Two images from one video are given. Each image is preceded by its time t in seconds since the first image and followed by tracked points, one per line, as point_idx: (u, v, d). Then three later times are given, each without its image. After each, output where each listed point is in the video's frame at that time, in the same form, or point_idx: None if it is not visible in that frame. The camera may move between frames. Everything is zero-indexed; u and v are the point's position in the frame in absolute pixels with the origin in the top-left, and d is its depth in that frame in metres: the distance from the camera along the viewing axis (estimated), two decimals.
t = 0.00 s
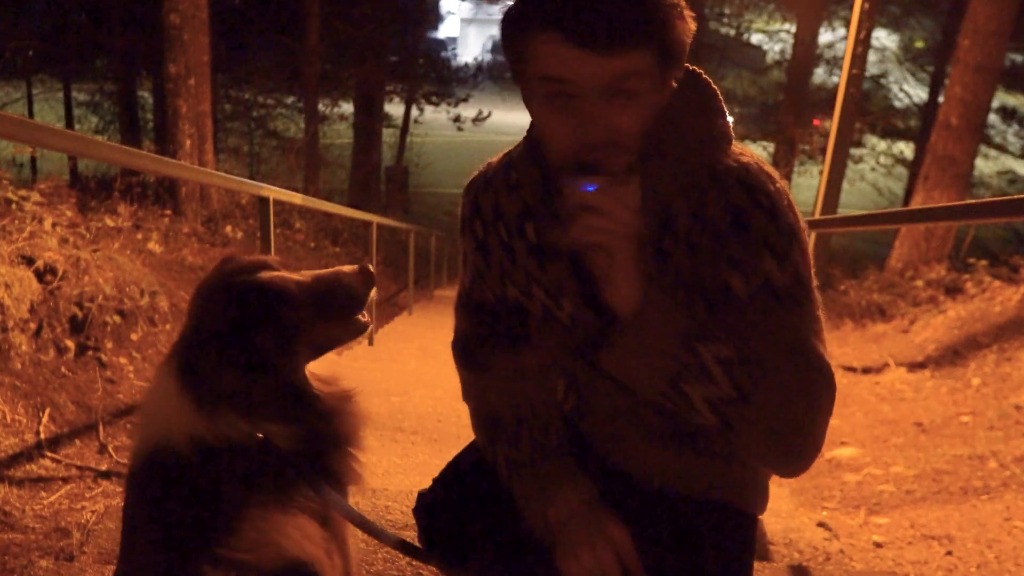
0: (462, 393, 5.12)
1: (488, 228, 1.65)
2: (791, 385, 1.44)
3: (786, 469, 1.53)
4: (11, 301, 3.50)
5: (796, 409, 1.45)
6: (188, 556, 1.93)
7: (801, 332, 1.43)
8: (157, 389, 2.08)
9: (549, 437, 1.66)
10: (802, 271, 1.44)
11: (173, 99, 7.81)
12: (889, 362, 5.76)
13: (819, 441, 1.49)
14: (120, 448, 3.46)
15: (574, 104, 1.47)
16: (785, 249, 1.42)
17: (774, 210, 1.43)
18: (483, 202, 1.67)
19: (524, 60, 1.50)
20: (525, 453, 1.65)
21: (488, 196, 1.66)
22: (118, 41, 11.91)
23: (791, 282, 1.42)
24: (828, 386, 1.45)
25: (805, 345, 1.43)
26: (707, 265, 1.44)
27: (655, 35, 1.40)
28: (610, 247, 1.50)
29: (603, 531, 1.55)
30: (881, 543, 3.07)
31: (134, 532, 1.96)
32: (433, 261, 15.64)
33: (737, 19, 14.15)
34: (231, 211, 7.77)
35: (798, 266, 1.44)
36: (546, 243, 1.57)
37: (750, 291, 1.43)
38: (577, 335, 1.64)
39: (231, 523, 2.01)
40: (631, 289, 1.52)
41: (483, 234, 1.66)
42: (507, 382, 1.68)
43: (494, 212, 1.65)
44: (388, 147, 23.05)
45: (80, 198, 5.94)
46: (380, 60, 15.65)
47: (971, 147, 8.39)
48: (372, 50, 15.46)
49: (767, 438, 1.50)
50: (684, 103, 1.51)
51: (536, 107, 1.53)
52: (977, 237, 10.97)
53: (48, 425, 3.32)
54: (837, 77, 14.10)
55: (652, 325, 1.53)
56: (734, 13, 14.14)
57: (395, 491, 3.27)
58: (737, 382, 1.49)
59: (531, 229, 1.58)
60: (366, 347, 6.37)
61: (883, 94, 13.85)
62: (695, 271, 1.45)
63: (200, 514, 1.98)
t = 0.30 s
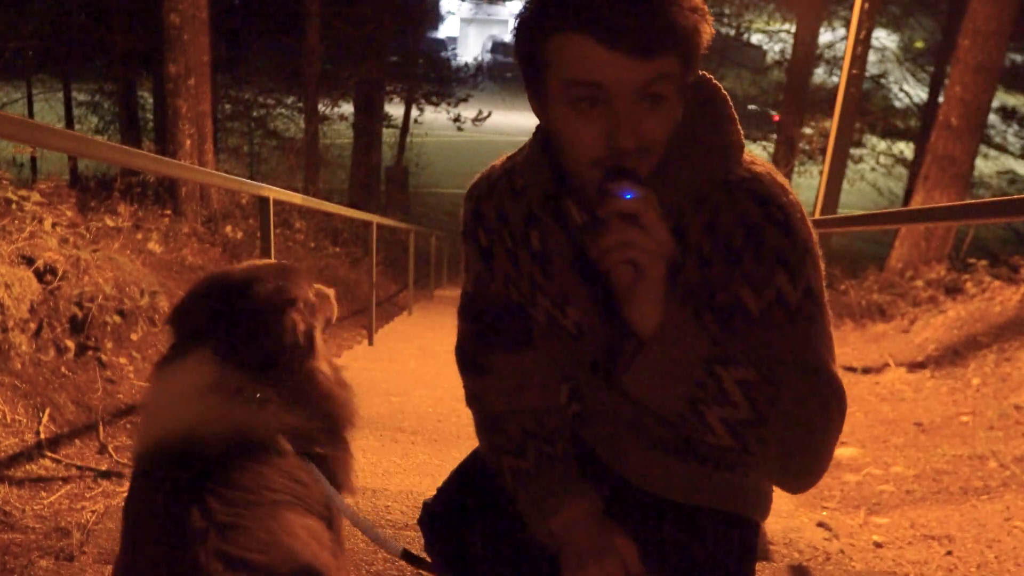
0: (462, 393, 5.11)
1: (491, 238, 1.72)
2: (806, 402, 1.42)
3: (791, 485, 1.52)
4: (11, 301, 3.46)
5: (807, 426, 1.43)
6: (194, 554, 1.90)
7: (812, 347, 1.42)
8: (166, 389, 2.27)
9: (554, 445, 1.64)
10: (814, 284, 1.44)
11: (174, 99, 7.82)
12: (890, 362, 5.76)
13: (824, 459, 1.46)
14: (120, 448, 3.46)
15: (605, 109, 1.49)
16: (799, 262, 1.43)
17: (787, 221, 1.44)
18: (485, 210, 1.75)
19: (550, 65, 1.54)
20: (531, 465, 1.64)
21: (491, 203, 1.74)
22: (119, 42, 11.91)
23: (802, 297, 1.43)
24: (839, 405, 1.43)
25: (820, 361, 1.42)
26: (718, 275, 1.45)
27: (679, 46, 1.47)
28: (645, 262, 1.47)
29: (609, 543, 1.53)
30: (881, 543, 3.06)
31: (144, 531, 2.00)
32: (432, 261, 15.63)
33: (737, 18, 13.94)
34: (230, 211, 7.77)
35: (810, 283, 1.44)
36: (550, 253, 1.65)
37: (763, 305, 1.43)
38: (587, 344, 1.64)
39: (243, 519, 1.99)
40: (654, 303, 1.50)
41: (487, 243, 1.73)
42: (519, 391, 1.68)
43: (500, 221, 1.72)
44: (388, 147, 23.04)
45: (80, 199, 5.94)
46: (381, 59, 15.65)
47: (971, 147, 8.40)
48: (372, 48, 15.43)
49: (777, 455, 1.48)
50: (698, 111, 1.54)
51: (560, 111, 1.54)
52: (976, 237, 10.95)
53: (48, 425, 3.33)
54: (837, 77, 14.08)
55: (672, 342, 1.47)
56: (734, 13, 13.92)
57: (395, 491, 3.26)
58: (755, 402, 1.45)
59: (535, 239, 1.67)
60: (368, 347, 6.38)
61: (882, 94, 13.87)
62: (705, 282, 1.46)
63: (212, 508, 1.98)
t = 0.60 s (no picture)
0: (462, 392, 5.12)
1: (501, 239, 1.73)
2: (818, 411, 1.52)
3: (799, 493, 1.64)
4: (11, 301, 3.48)
5: (817, 434, 1.53)
6: (191, 552, 1.89)
7: (827, 358, 1.52)
8: (170, 385, 2.43)
9: (556, 454, 1.71)
10: (827, 296, 1.53)
11: (174, 99, 7.82)
12: (890, 362, 5.76)
13: (835, 466, 1.58)
14: (120, 448, 3.46)
15: (605, 114, 1.48)
16: (812, 273, 1.51)
17: (802, 234, 1.52)
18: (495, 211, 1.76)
19: (557, 68, 1.53)
20: (532, 471, 1.71)
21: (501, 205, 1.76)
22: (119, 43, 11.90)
23: (814, 308, 1.51)
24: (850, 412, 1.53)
25: (830, 371, 1.52)
26: (731, 285, 1.54)
27: (686, 50, 1.46)
28: (653, 276, 1.50)
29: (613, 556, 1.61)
30: (881, 543, 3.06)
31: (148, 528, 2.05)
32: (432, 261, 15.63)
33: (738, 18, 13.92)
34: (231, 211, 7.79)
35: (822, 292, 1.52)
36: (559, 257, 1.67)
37: (777, 318, 1.52)
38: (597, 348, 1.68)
39: (242, 519, 2.01)
40: (664, 315, 1.54)
41: (495, 244, 1.73)
42: (515, 395, 1.74)
43: (509, 223, 1.73)
44: (388, 147, 23.03)
45: (80, 198, 5.95)
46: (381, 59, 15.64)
47: (971, 148, 8.40)
48: (371, 48, 15.42)
49: (781, 462, 1.60)
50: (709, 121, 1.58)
51: (567, 116, 1.53)
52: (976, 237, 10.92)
53: (48, 425, 3.33)
54: (837, 77, 14.07)
55: (687, 354, 1.58)
56: (734, 13, 13.84)
57: (395, 491, 3.27)
58: (766, 411, 1.57)
59: (544, 242, 1.68)
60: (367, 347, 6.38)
61: (882, 95, 13.86)
62: (718, 290, 1.55)
63: (211, 506, 2.01)
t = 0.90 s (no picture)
0: (463, 393, 5.13)
1: (501, 242, 1.79)
2: (815, 414, 1.48)
3: (794, 494, 1.61)
4: (11, 301, 3.48)
5: (816, 437, 1.50)
6: (194, 554, 1.88)
7: (826, 359, 1.49)
8: (172, 381, 2.44)
9: (558, 455, 1.75)
10: (826, 297, 1.51)
11: (174, 99, 7.82)
12: (890, 362, 5.77)
13: (830, 467, 1.55)
14: (120, 448, 3.46)
15: (613, 115, 1.49)
16: (811, 273, 1.49)
17: (801, 234, 1.51)
18: (497, 216, 1.82)
19: (557, 72, 1.55)
20: (532, 475, 1.75)
21: (503, 209, 1.81)
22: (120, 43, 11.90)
23: (814, 310, 1.49)
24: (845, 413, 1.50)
25: (826, 374, 1.48)
26: (729, 287, 1.54)
27: (689, 52, 1.48)
28: (649, 281, 1.49)
29: (616, 556, 1.60)
30: (881, 543, 3.06)
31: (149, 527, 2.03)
32: (432, 261, 15.64)
33: (737, 19, 13.89)
34: (230, 211, 7.80)
35: (820, 294, 1.50)
36: (559, 260, 1.72)
37: (775, 318, 1.50)
38: (597, 350, 1.74)
39: (244, 522, 2.02)
40: (662, 319, 1.56)
41: (495, 247, 1.80)
42: (512, 397, 1.81)
43: (510, 228, 1.78)
44: (388, 147, 23.04)
45: (80, 198, 5.96)
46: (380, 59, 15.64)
47: (972, 148, 8.40)
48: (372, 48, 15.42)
49: (780, 469, 1.56)
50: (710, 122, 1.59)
51: (568, 118, 1.54)
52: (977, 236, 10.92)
53: (48, 425, 3.33)
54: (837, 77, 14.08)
55: (681, 360, 1.56)
56: (734, 13, 13.87)
57: (395, 491, 3.27)
58: (760, 416, 1.52)
59: (546, 246, 1.73)
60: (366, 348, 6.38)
61: (882, 95, 13.85)
62: (717, 291, 1.55)
63: (215, 508, 2.02)
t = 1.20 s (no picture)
0: (463, 393, 5.12)
1: (501, 243, 1.82)
2: (813, 412, 1.50)
3: (795, 494, 1.62)
4: (11, 301, 3.48)
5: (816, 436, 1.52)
6: (205, 558, 1.94)
7: (824, 359, 1.50)
8: (176, 379, 2.43)
9: (560, 454, 1.80)
10: (825, 298, 1.52)
11: (174, 99, 7.81)
12: (890, 362, 5.76)
13: (832, 462, 1.56)
14: (120, 448, 3.46)
15: (593, 129, 1.47)
16: (810, 276, 1.50)
17: (800, 236, 1.52)
18: (497, 219, 1.83)
19: (541, 85, 1.54)
20: (536, 473, 1.80)
21: (503, 210, 1.83)
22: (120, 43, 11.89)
23: (811, 313, 1.51)
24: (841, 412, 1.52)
25: (825, 375, 1.50)
26: (728, 287, 1.57)
27: (677, 60, 1.45)
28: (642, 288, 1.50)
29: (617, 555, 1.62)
30: (881, 543, 3.06)
31: (152, 526, 2.06)
32: (432, 261, 15.64)
33: (737, 19, 14.08)
34: (230, 211, 7.82)
35: (819, 296, 1.51)
36: (558, 260, 1.73)
37: (774, 319, 1.52)
38: (597, 352, 1.75)
39: (252, 526, 2.07)
40: (658, 324, 1.59)
41: (496, 249, 1.82)
42: (520, 397, 1.86)
43: (510, 231, 1.80)
44: (388, 147, 23.05)
45: (80, 198, 5.97)
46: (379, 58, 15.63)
47: (972, 148, 8.40)
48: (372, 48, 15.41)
49: (782, 467, 1.58)
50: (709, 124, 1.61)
51: (555, 129, 1.53)
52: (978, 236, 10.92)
53: (48, 425, 3.33)
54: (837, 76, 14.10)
55: (685, 354, 1.60)
56: (734, 13, 14.04)
57: (395, 491, 3.27)
58: (757, 419, 1.57)
59: (546, 249, 1.74)
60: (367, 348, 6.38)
61: (883, 95, 13.87)
62: (715, 292, 1.58)
63: (222, 515, 2.05)
